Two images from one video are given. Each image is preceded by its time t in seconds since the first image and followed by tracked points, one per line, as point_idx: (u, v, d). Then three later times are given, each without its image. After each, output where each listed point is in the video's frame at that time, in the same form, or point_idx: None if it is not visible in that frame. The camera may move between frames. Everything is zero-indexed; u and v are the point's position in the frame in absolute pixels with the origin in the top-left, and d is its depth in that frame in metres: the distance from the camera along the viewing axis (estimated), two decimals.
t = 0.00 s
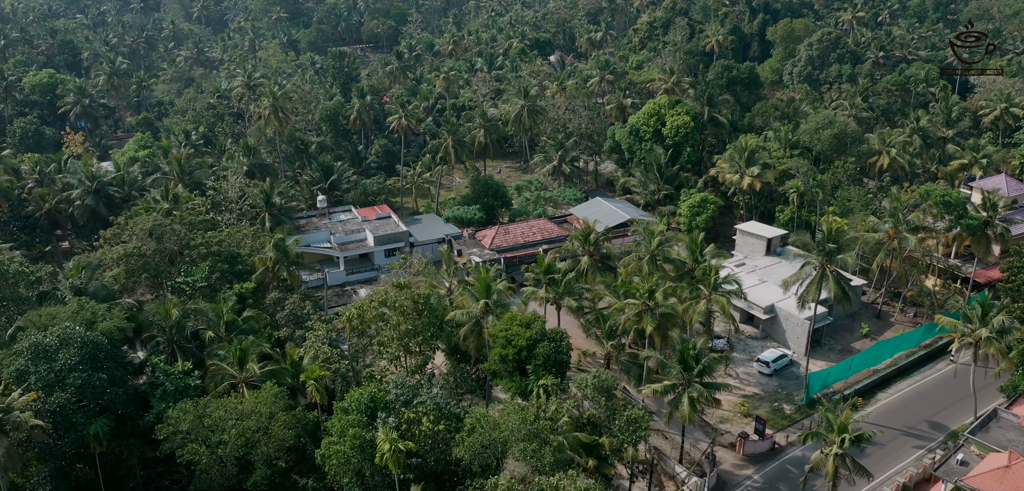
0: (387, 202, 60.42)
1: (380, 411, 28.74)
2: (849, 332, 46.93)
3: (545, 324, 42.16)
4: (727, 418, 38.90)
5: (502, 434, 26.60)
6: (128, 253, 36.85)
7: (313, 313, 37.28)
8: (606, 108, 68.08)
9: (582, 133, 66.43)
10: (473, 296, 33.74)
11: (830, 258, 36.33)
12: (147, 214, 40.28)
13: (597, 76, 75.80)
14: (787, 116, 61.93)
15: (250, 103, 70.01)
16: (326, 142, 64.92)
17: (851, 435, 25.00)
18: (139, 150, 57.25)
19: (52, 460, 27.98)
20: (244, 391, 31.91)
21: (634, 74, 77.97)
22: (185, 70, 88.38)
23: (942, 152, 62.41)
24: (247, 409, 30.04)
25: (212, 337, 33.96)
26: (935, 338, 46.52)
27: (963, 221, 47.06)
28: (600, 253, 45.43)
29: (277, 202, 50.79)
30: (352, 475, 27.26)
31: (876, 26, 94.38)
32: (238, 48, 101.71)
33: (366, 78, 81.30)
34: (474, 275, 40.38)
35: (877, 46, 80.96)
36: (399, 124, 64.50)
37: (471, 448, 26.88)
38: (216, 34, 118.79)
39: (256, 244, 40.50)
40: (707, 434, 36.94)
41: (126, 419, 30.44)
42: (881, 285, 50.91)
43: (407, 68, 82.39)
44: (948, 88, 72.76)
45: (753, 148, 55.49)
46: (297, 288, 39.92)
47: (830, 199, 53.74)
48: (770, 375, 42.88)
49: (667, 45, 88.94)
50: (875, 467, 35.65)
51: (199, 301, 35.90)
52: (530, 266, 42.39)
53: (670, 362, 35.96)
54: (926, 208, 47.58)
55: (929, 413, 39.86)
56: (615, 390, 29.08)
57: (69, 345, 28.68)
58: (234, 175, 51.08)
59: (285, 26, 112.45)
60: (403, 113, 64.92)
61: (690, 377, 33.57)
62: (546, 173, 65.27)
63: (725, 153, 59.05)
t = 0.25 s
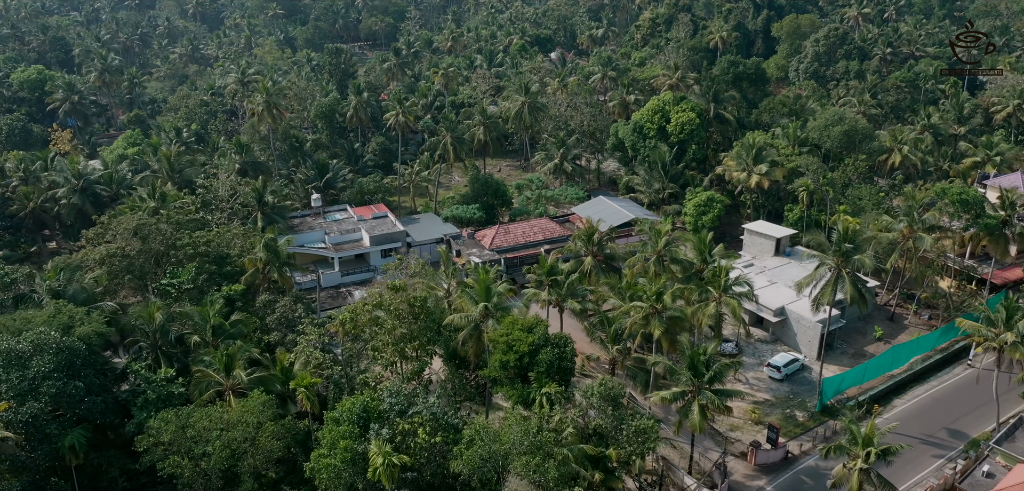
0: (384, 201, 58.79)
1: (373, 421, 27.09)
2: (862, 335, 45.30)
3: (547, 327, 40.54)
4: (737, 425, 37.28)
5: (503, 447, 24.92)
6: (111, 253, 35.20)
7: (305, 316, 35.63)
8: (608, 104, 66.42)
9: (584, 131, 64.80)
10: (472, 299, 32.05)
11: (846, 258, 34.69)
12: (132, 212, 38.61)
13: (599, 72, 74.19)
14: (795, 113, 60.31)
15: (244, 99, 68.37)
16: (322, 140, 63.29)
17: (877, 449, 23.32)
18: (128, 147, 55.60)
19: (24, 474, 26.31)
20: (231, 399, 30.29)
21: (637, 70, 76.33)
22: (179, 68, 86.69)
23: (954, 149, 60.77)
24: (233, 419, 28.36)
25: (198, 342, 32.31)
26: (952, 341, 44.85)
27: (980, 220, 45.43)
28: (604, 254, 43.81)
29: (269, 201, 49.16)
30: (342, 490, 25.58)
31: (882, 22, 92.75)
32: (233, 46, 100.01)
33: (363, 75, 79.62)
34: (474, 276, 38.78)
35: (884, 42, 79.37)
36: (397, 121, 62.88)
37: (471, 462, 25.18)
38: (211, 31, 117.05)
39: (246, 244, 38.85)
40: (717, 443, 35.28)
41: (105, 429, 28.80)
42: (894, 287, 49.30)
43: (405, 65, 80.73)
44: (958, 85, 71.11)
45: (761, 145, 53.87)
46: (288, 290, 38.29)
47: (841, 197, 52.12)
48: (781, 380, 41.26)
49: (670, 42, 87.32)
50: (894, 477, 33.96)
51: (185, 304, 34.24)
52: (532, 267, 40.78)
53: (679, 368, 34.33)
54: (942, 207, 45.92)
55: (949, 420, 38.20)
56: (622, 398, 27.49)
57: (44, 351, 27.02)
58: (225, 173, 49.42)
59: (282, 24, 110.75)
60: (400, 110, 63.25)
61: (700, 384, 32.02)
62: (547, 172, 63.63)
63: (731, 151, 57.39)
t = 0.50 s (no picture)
0: (382, 199, 57.24)
1: (366, 430, 25.54)
2: (875, 338, 43.76)
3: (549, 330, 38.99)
4: (748, 432, 35.75)
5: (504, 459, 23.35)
6: (94, 253, 33.67)
7: (296, 319, 34.05)
8: (612, 100, 64.85)
9: (586, 128, 63.24)
10: (472, 301, 30.46)
11: (864, 258, 33.14)
12: (118, 210, 37.08)
13: (602, 68, 72.60)
14: (803, 109, 58.75)
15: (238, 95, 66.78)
16: (318, 137, 61.75)
17: (905, 462, 21.78)
18: (118, 144, 54.07)
19: None
20: (217, 407, 28.75)
21: (640, 66, 74.75)
22: (173, 64, 85.14)
23: (966, 146, 59.19)
24: (218, 428, 26.82)
25: (183, 346, 30.78)
26: (969, 344, 43.33)
27: (998, 219, 43.87)
28: (608, 254, 42.34)
29: (262, 199, 47.62)
30: None
31: (889, 18, 91.12)
32: (230, 42, 98.46)
33: (361, 71, 78.04)
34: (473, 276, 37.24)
35: (892, 37, 77.79)
36: (394, 117, 61.20)
37: (470, 476, 23.60)
38: (207, 28, 115.54)
39: (236, 243, 37.32)
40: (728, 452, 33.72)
41: (83, 438, 27.27)
42: (908, 287, 47.76)
43: (404, 61, 79.14)
44: (969, 81, 69.49)
45: (769, 142, 52.34)
46: (280, 292, 36.74)
47: (852, 195, 50.58)
48: (793, 384, 39.72)
49: (673, 38, 85.73)
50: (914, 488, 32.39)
51: (171, 306, 32.72)
52: (534, 267, 39.26)
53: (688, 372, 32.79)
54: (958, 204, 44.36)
55: (969, 426, 36.65)
56: (630, 406, 25.95)
57: (17, 356, 25.49)
58: (217, 170, 47.88)
59: (279, 20, 109.21)
60: (398, 106, 61.69)
61: (711, 390, 30.45)
62: (548, 170, 62.01)
63: (738, 147, 55.84)
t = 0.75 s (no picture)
0: (379, 197, 55.56)
1: (358, 441, 23.94)
2: (891, 340, 42.10)
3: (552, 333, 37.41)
4: (761, 440, 34.10)
5: (507, 473, 21.64)
6: (75, 252, 31.98)
7: (287, 321, 32.38)
8: (615, 96, 63.14)
9: (589, 123, 61.55)
10: (471, 303, 28.75)
11: (884, 257, 31.47)
12: (101, 207, 35.39)
13: (605, 63, 70.90)
14: (813, 104, 57.09)
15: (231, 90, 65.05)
16: (313, 133, 60.06)
17: (942, 477, 20.08)
18: (107, 139, 52.39)
19: None
20: (202, 415, 27.10)
21: (644, 61, 73.04)
22: (167, 60, 83.42)
23: (980, 142, 57.48)
24: (202, 438, 25.13)
25: (167, 350, 29.11)
26: (987, 348, 41.75)
27: (1019, 216, 42.17)
28: (614, 252, 40.93)
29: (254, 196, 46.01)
30: None
31: (897, 13, 89.37)
32: (226, 39, 96.72)
33: (358, 66, 76.30)
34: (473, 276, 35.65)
35: (900, 32, 76.06)
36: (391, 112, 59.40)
37: None
38: (203, 25, 113.79)
39: (225, 241, 35.66)
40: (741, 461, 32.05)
41: (58, 449, 25.60)
42: (923, 288, 46.09)
43: (402, 56, 77.39)
44: (981, 76, 67.76)
45: (778, 137, 50.70)
46: (271, 292, 35.07)
47: (865, 192, 48.91)
48: (807, 389, 38.07)
49: (677, 33, 83.99)
50: None
51: (155, 307, 31.06)
52: (536, 266, 37.67)
53: (699, 377, 31.14)
54: (977, 201, 42.67)
55: (992, 433, 35.00)
56: (641, 414, 24.34)
57: None
58: (208, 166, 46.20)
59: (276, 16, 107.49)
60: (395, 101, 59.98)
61: (725, 396, 28.78)
62: (550, 167, 60.27)
63: (746, 143, 54.17)
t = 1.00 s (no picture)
0: (376, 194, 53.94)
1: (349, 454, 22.36)
2: (907, 343, 40.48)
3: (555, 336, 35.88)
4: (775, 448, 32.50)
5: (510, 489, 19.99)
6: (52, 251, 30.29)
7: (277, 323, 30.73)
8: (619, 91, 61.52)
9: (592, 119, 59.95)
10: (472, 305, 26.91)
11: (906, 255, 29.84)
12: (83, 204, 33.76)
13: (607, 57, 69.29)
14: (823, 98, 55.50)
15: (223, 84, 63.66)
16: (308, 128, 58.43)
17: None
18: (94, 135, 50.72)
19: None
20: (184, 424, 25.50)
21: (647, 56, 71.42)
22: (161, 55, 81.72)
23: (994, 138, 55.88)
24: (183, 450, 23.49)
25: (148, 354, 27.46)
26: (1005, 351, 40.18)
27: None
28: (619, 251, 39.34)
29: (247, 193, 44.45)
30: None
31: (904, 9, 87.78)
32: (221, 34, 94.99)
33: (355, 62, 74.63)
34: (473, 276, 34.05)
35: (909, 27, 74.41)
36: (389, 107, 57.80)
37: None
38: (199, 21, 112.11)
39: (213, 240, 34.04)
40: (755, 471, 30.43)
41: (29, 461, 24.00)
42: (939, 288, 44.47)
43: (400, 51, 75.72)
44: (993, 71, 66.16)
45: (788, 132, 49.11)
46: (261, 293, 33.45)
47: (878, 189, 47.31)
48: (821, 393, 36.47)
49: (680, 28, 82.36)
50: None
51: (137, 309, 29.42)
52: (539, 266, 36.06)
53: (712, 383, 29.54)
54: (996, 197, 41.07)
55: (1015, 441, 33.34)
56: (652, 424, 22.76)
57: None
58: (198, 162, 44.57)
59: (273, 12, 105.82)
60: (393, 96, 58.33)
61: (740, 403, 27.15)
62: (552, 163, 58.59)
63: (754, 139, 52.56)
